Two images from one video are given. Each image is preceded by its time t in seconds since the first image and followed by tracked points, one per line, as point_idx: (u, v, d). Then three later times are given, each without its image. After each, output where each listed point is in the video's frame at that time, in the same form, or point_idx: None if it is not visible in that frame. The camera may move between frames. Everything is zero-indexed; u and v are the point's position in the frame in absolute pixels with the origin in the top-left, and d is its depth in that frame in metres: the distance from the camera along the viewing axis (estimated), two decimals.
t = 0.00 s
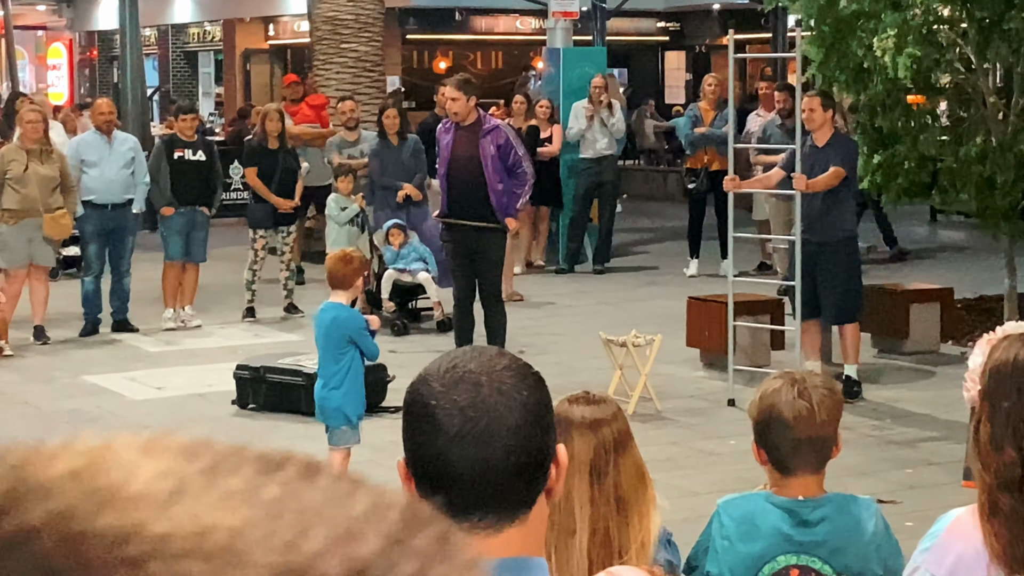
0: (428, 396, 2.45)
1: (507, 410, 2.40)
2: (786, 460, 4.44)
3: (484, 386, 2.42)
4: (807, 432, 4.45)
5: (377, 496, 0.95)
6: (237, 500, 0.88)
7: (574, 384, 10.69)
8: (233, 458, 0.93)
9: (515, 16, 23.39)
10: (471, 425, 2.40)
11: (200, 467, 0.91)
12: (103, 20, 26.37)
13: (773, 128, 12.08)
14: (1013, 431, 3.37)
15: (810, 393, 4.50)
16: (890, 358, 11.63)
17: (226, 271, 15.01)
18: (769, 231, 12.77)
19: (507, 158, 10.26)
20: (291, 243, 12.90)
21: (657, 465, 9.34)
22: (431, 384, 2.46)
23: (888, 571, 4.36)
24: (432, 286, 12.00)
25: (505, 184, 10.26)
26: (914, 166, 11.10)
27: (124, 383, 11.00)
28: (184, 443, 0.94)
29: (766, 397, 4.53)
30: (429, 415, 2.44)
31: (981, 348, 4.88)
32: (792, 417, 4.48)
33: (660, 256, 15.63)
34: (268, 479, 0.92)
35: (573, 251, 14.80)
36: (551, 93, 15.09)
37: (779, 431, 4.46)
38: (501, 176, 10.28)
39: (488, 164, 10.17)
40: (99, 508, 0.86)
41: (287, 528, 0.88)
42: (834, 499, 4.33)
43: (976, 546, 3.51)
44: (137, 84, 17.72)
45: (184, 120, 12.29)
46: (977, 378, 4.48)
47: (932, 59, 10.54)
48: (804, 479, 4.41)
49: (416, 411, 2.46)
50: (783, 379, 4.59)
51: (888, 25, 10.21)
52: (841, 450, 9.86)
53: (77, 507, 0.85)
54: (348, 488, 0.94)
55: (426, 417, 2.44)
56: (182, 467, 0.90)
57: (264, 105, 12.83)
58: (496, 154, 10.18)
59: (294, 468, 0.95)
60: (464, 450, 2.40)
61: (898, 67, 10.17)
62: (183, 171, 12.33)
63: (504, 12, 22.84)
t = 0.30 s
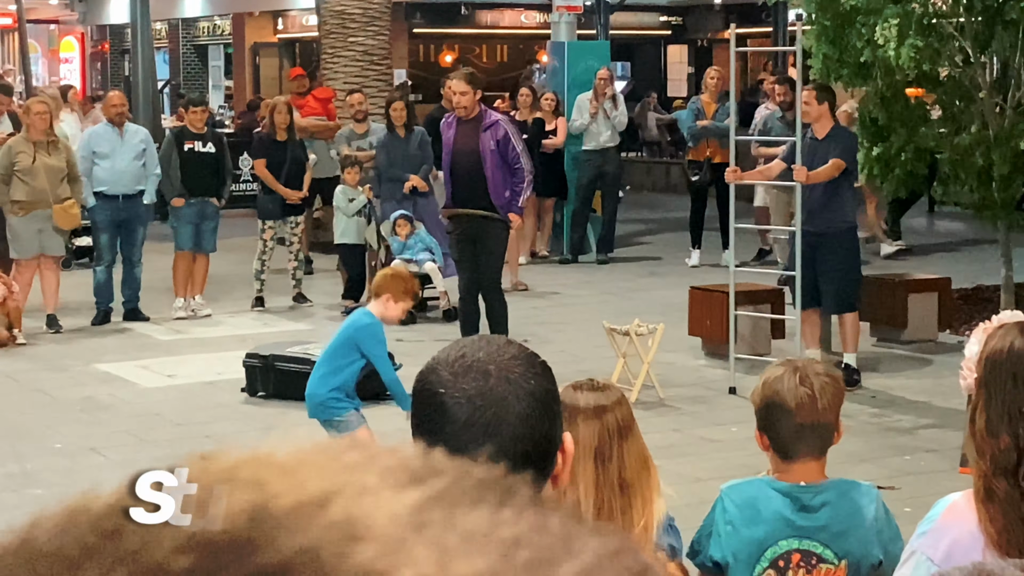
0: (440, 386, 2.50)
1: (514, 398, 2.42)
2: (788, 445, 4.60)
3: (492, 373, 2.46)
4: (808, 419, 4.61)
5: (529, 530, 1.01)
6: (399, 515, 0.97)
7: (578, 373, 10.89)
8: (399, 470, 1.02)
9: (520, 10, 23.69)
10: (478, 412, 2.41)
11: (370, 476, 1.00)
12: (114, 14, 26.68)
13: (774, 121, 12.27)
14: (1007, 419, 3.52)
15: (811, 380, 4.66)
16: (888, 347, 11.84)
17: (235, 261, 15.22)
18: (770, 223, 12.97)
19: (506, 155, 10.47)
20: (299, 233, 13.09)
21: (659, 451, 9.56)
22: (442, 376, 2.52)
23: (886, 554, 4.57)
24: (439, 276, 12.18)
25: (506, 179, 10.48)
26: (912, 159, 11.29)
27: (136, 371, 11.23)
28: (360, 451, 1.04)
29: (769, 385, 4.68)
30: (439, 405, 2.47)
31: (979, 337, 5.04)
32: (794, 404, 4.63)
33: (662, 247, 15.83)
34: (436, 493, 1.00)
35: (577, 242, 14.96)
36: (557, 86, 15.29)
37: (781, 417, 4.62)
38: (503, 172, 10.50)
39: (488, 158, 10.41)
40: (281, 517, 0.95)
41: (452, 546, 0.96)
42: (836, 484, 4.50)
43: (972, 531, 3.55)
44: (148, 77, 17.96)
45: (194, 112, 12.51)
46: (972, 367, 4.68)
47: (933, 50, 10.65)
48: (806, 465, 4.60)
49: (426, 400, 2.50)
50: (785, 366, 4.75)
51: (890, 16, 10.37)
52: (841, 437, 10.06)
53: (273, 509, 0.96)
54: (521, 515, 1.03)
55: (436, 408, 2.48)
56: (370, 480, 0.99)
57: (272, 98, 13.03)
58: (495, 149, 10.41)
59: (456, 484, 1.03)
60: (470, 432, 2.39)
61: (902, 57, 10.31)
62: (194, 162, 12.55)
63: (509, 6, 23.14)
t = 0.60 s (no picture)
0: (446, 376, 2.66)
1: (518, 387, 2.58)
2: (785, 431, 4.65)
3: (498, 363, 2.64)
4: (807, 407, 4.67)
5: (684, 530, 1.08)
6: (574, 521, 1.04)
7: (580, 362, 11.11)
8: (563, 479, 1.10)
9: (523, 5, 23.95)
10: (482, 400, 2.58)
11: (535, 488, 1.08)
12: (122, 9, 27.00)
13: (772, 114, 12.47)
14: (1004, 404, 3.43)
15: (809, 369, 4.75)
16: (884, 336, 12.05)
17: (242, 253, 15.45)
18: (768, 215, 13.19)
19: (515, 150, 10.65)
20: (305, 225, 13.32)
21: (659, 439, 9.77)
22: (449, 366, 2.68)
23: (882, 542, 4.48)
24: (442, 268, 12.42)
25: (513, 173, 10.61)
26: (905, 149, 11.37)
27: (145, 360, 11.44)
28: (523, 461, 1.12)
29: (768, 374, 4.78)
30: (445, 394, 2.64)
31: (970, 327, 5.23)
32: (792, 392, 4.71)
33: (663, 239, 16.05)
34: (603, 500, 1.08)
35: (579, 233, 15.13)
36: (558, 80, 15.45)
37: (779, 404, 4.68)
38: (509, 166, 10.65)
39: (496, 152, 10.57)
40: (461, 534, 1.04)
41: (623, 547, 1.03)
42: (831, 472, 4.45)
43: (964, 517, 3.54)
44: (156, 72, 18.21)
45: (201, 106, 12.73)
46: (965, 359, 4.80)
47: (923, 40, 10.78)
48: (804, 453, 4.61)
49: (432, 387, 2.67)
50: (784, 357, 4.85)
51: (882, 11, 10.54)
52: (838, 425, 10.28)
53: (467, 526, 1.04)
54: (678, 519, 1.10)
55: (442, 396, 2.64)
56: (539, 491, 1.07)
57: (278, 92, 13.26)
58: (504, 144, 10.60)
59: (612, 488, 1.10)
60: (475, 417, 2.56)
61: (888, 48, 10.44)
62: (202, 156, 12.78)
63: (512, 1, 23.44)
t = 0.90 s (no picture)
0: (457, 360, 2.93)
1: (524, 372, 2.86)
2: (780, 420, 4.87)
3: (496, 352, 2.89)
4: (801, 396, 4.89)
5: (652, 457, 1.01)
6: (537, 466, 0.96)
7: (580, 353, 11.32)
8: (513, 427, 1.01)
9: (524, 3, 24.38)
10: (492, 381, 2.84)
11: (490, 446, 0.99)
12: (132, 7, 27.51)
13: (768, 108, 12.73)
14: (996, 394, 3.61)
15: (804, 358, 4.96)
16: (880, 327, 12.24)
17: (248, 246, 15.69)
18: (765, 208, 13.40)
19: (535, 153, 10.68)
20: (310, 218, 13.50)
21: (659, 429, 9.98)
22: (459, 350, 2.94)
23: (876, 528, 4.66)
24: (445, 260, 12.55)
25: (533, 175, 10.63)
26: (899, 143, 11.59)
27: (153, 351, 11.64)
28: (466, 415, 1.04)
29: (764, 363, 4.99)
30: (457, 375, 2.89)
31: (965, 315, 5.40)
32: (787, 381, 4.93)
33: (662, 231, 16.28)
34: (553, 445, 0.99)
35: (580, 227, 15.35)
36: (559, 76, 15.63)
37: (774, 393, 4.91)
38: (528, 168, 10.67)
39: (520, 156, 10.57)
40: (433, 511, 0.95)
41: (605, 492, 0.95)
42: (826, 460, 4.66)
43: (957, 504, 3.72)
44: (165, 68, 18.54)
45: (208, 101, 12.96)
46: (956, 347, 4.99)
47: (915, 40, 11.01)
48: (800, 440, 4.82)
49: (435, 373, 2.94)
50: (779, 346, 5.07)
51: (874, 9, 10.82)
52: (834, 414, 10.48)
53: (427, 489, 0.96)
54: (643, 447, 1.02)
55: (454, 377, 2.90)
56: (492, 442, 0.98)
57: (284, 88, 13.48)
58: (526, 146, 10.63)
59: (565, 427, 1.02)
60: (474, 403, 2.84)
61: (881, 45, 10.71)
62: (208, 150, 12.98)
63: None
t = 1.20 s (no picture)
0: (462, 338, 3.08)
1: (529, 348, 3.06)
2: (774, 411, 4.76)
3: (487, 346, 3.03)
4: (794, 387, 4.77)
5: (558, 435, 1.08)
6: (420, 428, 1.05)
7: (581, 345, 11.55)
8: (398, 397, 1.09)
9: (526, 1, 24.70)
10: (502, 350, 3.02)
11: (418, 448, 1.03)
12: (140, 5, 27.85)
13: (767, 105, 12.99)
14: (986, 383, 3.78)
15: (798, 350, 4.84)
16: (875, 320, 12.48)
17: (255, 241, 15.95)
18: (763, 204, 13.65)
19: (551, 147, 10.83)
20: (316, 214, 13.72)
21: (658, 420, 10.18)
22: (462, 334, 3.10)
23: (873, 518, 4.43)
24: (449, 255, 12.76)
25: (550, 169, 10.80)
26: (896, 141, 12.03)
27: (161, 344, 11.86)
28: (349, 389, 1.10)
29: (757, 356, 4.87)
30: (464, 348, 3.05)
31: (954, 313, 5.24)
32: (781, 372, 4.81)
33: (662, 226, 16.52)
34: (440, 411, 1.07)
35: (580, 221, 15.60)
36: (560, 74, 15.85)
37: (768, 383, 4.79)
38: (545, 162, 10.82)
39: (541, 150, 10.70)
40: (426, 506, 0.99)
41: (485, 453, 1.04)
42: (820, 450, 4.47)
43: (949, 491, 3.81)
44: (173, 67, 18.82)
45: (215, 99, 13.21)
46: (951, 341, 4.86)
47: (911, 39, 11.21)
48: (794, 430, 4.70)
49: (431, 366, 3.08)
50: (772, 340, 4.95)
51: (873, 10, 10.97)
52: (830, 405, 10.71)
53: (318, 457, 1.03)
54: (526, 409, 1.12)
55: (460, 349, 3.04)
56: (383, 413, 1.06)
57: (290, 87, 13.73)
58: (546, 141, 10.76)
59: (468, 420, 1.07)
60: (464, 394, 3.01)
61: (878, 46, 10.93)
62: (215, 147, 13.19)
63: None
